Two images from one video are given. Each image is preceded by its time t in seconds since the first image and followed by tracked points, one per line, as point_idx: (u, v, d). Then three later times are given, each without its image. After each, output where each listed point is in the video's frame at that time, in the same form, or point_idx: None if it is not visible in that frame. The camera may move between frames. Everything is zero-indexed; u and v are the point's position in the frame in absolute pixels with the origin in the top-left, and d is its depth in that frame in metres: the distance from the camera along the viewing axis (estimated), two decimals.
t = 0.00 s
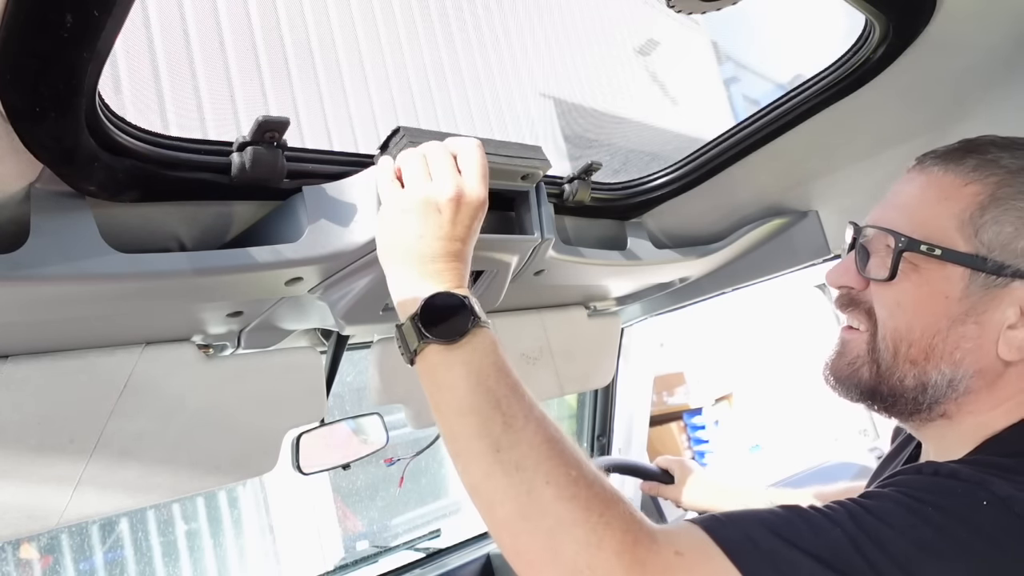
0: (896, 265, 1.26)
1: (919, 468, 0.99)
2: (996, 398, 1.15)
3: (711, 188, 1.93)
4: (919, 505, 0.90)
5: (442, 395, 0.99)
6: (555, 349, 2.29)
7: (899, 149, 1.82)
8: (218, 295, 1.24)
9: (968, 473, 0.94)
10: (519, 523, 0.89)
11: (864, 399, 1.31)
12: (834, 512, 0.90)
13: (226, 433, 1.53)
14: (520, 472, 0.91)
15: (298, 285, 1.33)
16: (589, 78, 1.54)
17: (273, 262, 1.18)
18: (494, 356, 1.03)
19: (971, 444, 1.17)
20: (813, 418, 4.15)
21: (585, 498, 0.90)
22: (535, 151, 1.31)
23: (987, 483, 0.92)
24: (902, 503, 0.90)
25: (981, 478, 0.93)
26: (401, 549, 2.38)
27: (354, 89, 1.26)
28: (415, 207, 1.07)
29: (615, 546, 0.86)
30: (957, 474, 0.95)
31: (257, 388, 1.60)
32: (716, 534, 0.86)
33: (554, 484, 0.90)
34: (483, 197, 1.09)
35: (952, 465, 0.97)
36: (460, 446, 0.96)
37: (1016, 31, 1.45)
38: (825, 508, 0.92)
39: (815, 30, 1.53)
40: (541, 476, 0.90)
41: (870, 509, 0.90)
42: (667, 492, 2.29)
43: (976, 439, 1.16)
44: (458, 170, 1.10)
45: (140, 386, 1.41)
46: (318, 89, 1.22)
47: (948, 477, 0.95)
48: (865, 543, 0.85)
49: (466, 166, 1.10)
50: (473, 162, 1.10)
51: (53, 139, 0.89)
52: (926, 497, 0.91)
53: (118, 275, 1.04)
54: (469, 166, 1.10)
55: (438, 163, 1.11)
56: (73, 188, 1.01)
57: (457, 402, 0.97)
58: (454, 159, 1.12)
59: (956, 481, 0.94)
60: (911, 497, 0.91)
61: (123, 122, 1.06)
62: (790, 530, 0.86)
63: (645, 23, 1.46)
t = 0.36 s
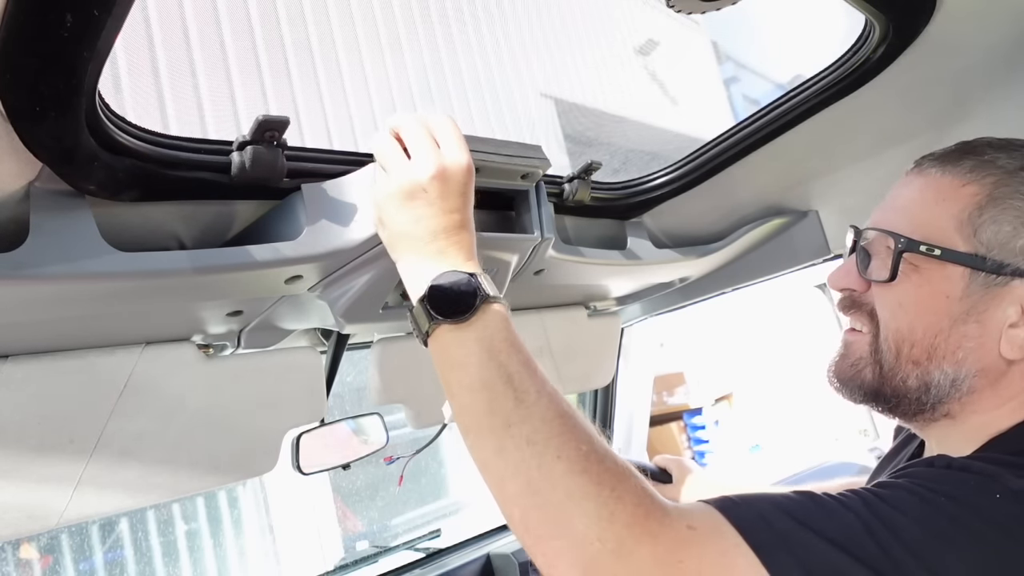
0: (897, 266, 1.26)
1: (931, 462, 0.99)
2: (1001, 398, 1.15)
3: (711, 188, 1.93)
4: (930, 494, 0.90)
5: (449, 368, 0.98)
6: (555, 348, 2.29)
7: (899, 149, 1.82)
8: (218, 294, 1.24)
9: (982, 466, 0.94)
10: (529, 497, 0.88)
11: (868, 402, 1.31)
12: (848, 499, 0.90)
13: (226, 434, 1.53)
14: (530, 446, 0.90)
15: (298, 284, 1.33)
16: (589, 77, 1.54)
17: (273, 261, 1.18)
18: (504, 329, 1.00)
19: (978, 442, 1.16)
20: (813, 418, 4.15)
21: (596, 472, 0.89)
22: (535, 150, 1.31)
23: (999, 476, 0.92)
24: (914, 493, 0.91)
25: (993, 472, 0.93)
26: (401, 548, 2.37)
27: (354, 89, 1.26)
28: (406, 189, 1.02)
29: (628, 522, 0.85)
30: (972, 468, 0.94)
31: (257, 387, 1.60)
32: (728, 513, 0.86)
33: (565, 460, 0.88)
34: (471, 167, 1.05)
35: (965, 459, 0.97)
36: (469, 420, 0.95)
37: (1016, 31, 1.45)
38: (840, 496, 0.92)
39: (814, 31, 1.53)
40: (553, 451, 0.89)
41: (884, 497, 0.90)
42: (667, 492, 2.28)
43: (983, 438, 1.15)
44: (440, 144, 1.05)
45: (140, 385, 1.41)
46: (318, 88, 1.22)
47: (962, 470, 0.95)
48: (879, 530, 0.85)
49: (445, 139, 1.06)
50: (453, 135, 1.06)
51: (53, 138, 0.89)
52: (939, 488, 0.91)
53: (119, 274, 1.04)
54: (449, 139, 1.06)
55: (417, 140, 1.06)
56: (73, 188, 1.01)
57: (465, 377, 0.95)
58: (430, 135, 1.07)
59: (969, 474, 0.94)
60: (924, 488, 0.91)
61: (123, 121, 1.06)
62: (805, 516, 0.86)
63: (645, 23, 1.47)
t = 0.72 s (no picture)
0: (888, 275, 1.27)
1: (945, 487, 1.00)
2: (1002, 402, 1.16)
3: (711, 188, 1.93)
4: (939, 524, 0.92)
5: (492, 437, 0.98)
6: (555, 349, 2.30)
7: (899, 149, 1.82)
8: (218, 295, 1.24)
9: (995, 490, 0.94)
10: None
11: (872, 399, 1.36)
12: (849, 545, 0.91)
13: (226, 435, 1.53)
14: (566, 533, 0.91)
15: (298, 285, 1.33)
16: (589, 78, 1.54)
17: (273, 262, 1.18)
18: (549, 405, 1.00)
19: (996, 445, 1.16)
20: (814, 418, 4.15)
21: (627, 551, 0.90)
22: (535, 150, 1.31)
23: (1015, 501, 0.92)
24: (921, 525, 0.91)
25: (1008, 497, 0.93)
26: (401, 549, 2.37)
27: (354, 89, 1.26)
28: (466, 263, 0.99)
29: None
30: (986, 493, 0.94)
31: (258, 388, 1.60)
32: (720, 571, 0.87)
33: (599, 540, 0.90)
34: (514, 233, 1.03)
35: (978, 482, 0.97)
36: (508, 488, 0.96)
37: (1017, 30, 1.44)
38: (844, 539, 0.93)
39: (814, 30, 1.53)
40: (587, 532, 0.90)
41: (887, 532, 0.91)
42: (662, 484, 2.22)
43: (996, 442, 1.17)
44: (483, 212, 1.02)
45: (141, 386, 1.41)
46: (318, 89, 1.22)
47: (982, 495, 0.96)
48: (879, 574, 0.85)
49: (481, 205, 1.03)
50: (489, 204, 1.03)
51: (54, 139, 0.89)
52: (944, 518, 0.92)
53: (119, 275, 1.04)
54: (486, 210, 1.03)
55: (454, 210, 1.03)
56: (74, 188, 1.01)
57: (507, 451, 0.96)
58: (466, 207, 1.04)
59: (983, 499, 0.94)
60: (932, 520, 0.92)
61: (124, 122, 1.06)
62: (802, 565, 0.86)
63: (645, 23, 1.47)
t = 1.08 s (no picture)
0: (875, 310, 1.25)
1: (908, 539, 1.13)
2: (992, 428, 1.17)
3: (712, 189, 1.93)
4: None
5: (517, 508, 1.28)
6: (554, 349, 2.30)
7: (899, 149, 1.82)
8: (218, 295, 1.24)
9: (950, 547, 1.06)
10: None
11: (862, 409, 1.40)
12: None
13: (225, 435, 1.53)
14: None
15: (298, 286, 1.33)
16: (589, 78, 1.54)
17: (273, 262, 1.18)
18: (561, 480, 1.31)
19: (988, 469, 1.19)
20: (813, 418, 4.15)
21: None
22: (535, 150, 1.31)
23: (966, 560, 1.03)
24: None
25: (962, 556, 1.04)
26: (401, 548, 2.36)
27: (354, 90, 1.26)
28: (494, 368, 1.31)
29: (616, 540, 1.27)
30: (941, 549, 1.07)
31: (257, 388, 1.60)
32: None
33: None
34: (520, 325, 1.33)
35: (937, 535, 1.09)
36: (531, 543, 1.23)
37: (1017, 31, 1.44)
38: None
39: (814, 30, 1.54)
40: None
41: None
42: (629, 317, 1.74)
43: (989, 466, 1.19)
44: (501, 333, 1.31)
45: (141, 386, 1.41)
46: (318, 89, 1.22)
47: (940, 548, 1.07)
48: None
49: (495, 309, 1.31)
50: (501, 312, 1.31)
51: (54, 139, 0.89)
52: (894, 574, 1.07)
53: (118, 275, 1.04)
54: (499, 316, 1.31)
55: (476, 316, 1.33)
56: (73, 188, 1.00)
57: (529, 520, 1.25)
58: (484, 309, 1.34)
59: (938, 556, 1.06)
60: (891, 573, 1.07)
61: (123, 122, 1.05)
62: None
63: (646, 23, 1.47)
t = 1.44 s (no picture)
0: (889, 321, 1.24)
1: (938, 540, 1.10)
2: (1007, 445, 1.15)
3: (712, 189, 1.93)
4: None
5: (537, 479, 1.26)
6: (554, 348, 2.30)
7: (899, 149, 1.82)
8: (218, 294, 1.25)
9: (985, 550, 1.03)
10: None
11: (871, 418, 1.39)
12: None
13: (226, 434, 1.53)
14: (581, 550, 1.14)
15: (298, 285, 1.33)
16: (589, 78, 1.55)
17: (273, 262, 1.18)
18: (583, 454, 1.28)
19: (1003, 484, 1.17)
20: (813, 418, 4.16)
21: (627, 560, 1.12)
22: (535, 150, 1.31)
23: (998, 562, 1.00)
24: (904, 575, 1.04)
25: (995, 558, 1.01)
26: (401, 549, 2.38)
27: (354, 89, 1.27)
28: (510, 338, 1.31)
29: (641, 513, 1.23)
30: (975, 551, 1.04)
31: (258, 387, 1.60)
32: None
33: None
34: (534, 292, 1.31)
35: (970, 538, 1.07)
36: (547, 513, 1.20)
37: (1016, 31, 1.44)
38: None
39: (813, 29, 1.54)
40: None
41: None
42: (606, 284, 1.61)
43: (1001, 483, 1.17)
44: (512, 302, 1.31)
45: (140, 386, 1.41)
46: (318, 88, 1.22)
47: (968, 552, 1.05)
48: None
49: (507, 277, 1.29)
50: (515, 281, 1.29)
51: (54, 139, 0.89)
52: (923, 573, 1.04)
53: (118, 274, 1.04)
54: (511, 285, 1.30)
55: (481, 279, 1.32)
56: (73, 187, 1.00)
57: (547, 492, 1.22)
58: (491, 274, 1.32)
59: (970, 558, 1.04)
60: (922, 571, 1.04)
61: (123, 122, 1.05)
62: None
63: (647, 23, 1.49)
